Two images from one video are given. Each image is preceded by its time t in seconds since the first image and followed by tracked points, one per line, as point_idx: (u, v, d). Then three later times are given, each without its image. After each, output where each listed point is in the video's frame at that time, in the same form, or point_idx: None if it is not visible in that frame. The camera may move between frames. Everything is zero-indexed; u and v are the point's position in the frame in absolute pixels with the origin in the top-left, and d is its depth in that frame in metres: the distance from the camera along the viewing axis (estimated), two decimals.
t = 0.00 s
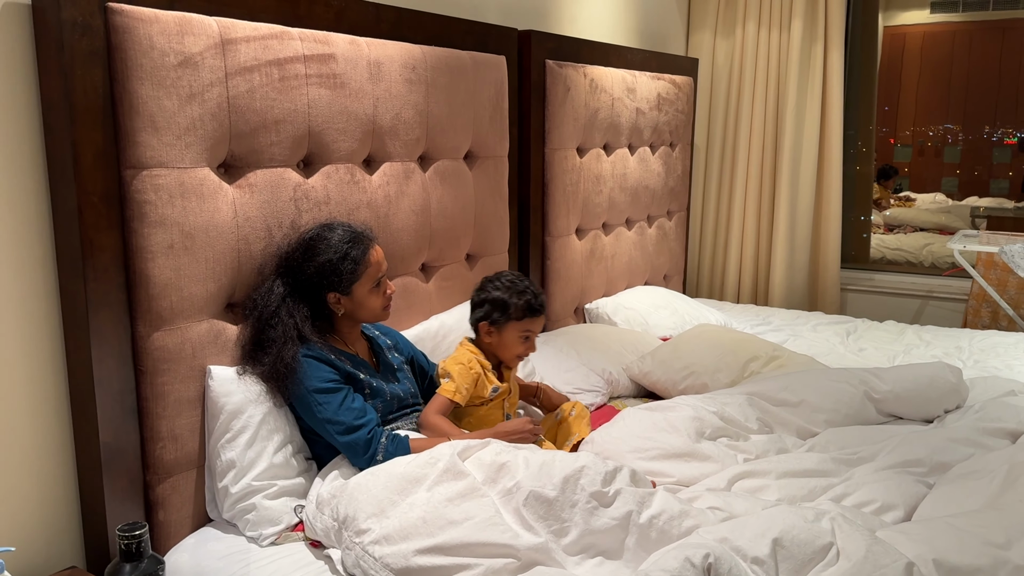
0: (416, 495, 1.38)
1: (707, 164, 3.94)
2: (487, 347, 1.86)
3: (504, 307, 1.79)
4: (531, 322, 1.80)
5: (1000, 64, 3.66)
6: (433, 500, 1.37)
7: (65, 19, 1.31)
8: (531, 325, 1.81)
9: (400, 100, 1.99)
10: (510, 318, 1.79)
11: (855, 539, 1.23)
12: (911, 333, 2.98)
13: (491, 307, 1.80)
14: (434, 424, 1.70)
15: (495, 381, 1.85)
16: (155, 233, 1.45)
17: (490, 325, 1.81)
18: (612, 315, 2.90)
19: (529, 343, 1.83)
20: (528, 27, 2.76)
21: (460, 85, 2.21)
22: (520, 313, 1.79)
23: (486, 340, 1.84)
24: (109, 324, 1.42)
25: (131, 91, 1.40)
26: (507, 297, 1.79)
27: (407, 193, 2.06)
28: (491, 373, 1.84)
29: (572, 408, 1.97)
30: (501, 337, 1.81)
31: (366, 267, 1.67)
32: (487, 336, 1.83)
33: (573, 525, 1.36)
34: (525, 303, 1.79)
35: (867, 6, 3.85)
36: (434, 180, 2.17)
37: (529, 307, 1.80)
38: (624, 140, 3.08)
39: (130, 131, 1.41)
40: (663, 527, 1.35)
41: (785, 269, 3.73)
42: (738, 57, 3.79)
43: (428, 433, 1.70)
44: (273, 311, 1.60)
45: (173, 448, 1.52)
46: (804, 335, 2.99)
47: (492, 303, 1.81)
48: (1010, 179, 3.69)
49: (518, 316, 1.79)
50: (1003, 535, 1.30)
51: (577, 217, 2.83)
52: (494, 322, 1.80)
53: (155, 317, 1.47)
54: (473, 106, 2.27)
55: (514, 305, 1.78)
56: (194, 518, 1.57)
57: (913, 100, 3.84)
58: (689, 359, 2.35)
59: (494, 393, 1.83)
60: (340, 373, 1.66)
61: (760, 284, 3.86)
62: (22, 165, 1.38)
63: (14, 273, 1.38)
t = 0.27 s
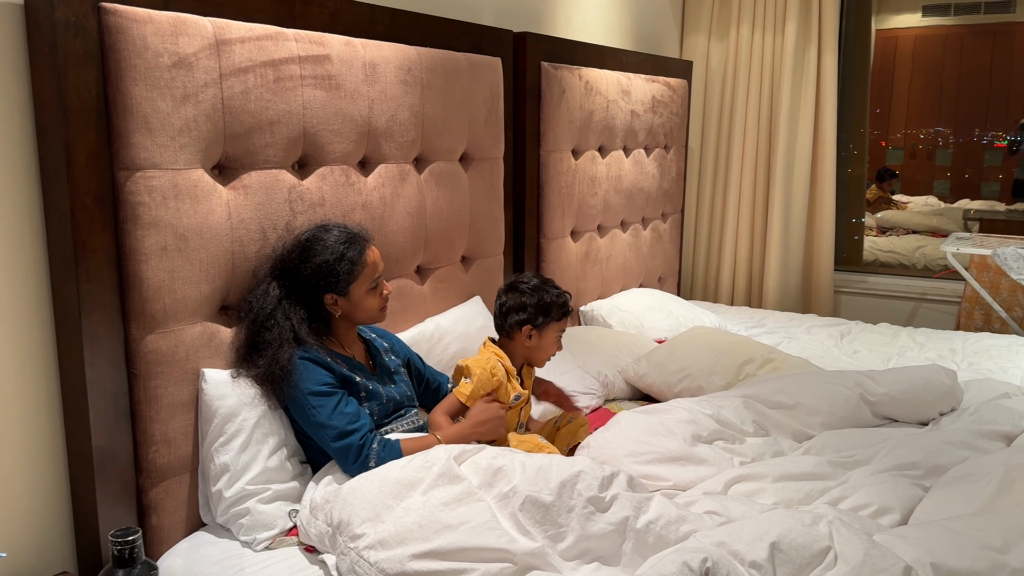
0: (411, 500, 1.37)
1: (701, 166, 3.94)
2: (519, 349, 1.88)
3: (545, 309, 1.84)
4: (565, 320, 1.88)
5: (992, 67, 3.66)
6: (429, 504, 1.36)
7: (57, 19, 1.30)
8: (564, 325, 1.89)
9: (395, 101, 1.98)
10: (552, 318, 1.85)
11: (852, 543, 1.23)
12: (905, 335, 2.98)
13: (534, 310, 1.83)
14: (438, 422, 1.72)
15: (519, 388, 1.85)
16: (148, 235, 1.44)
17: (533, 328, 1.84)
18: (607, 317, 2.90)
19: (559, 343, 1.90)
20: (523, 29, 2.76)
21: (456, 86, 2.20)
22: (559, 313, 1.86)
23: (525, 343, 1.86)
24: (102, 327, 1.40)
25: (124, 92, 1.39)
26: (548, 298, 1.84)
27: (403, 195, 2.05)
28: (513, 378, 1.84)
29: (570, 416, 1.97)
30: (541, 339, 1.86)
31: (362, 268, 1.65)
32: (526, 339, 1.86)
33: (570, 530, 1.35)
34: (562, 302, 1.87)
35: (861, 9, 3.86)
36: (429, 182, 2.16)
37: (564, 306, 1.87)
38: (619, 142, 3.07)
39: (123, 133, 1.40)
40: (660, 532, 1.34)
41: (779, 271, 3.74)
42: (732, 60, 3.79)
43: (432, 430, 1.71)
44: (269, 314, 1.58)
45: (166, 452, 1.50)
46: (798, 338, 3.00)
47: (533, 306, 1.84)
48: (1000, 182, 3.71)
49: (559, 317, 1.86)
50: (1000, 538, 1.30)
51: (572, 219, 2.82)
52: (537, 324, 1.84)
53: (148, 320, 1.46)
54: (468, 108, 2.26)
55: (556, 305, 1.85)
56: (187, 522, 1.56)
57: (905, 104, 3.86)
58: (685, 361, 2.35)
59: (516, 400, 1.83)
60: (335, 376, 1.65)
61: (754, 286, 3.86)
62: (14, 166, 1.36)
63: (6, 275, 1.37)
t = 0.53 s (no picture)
0: (409, 506, 1.36)
1: (698, 169, 3.94)
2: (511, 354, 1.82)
3: (535, 313, 1.80)
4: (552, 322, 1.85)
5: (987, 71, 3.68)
6: (427, 511, 1.35)
7: (54, 20, 1.29)
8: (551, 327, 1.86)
9: (393, 103, 1.97)
10: (542, 321, 1.81)
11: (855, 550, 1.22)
12: (903, 339, 2.98)
13: (525, 314, 1.79)
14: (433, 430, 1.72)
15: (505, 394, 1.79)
16: (145, 238, 1.42)
17: (524, 333, 1.80)
18: (604, 320, 2.89)
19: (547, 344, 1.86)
20: (521, 31, 2.75)
21: (454, 88, 2.19)
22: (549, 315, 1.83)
23: (516, 348, 1.81)
24: (97, 331, 1.39)
25: (121, 93, 1.37)
26: (538, 302, 1.81)
27: (401, 198, 2.04)
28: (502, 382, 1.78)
29: (566, 417, 1.95)
30: (532, 343, 1.81)
31: (361, 273, 1.65)
32: (517, 344, 1.81)
33: (569, 538, 1.34)
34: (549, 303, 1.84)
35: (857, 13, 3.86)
36: (427, 185, 2.15)
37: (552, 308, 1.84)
38: (617, 145, 3.07)
39: (120, 135, 1.38)
40: (661, 539, 1.34)
41: (776, 275, 3.73)
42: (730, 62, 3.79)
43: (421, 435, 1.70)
44: (267, 318, 1.58)
45: (162, 457, 1.49)
46: (796, 341, 2.99)
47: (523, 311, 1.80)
48: (995, 185, 3.71)
49: (548, 319, 1.83)
50: (1003, 546, 1.29)
51: (570, 222, 2.81)
52: (529, 329, 1.80)
53: (144, 324, 1.44)
54: (466, 110, 2.25)
55: (545, 308, 1.82)
56: (183, 527, 1.55)
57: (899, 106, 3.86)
58: (683, 365, 2.34)
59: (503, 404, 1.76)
60: (333, 382, 1.64)
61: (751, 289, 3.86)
62: (9, 168, 1.35)
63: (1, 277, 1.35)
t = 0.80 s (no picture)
0: (415, 510, 1.36)
1: (698, 171, 3.94)
2: (492, 355, 1.82)
3: (513, 310, 1.78)
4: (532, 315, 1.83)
5: (984, 74, 3.68)
6: (433, 515, 1.34)
7: (59, 19, 1.28)
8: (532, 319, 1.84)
9: (397, 105, 1.97)
10: (522, 318, 1.79)
11: (864, 555, 1.22)
12: (904, 342, 2.98)
13: (502, 315, 1.77)
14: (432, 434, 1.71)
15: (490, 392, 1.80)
16: (150, 239, 1.41)
17: (503, 333, 1.78)
18: (606, 322, 2.88)
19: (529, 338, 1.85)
20: (524, 33, 2.74)
21: (458, 90, 2.18)
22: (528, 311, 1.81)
23: (497, 349, 1.80)
24: (101, 332, 1.38)
25: (126, 93, 1.36)
26: (514, 300, 1.79)
27: (404, 200, 2.03)
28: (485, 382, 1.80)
29: (564, 414, 1.94)
30: (513, 342, 1.80)
31: (364, 277, 1.64)
32: (498, 345, 1.80)
33: (576, 542, 1.32)
34: (526, 297, 1.82)
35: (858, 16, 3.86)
36: (430, 186, 2.14)
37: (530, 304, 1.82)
38: (619, 147, 3.06)
39: (125, 134, 1.37)
40: (668, 544, 1.33)
41: (776, 278, 3.73)
42: (730, 65, 3.78)
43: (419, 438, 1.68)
44: (271, 321, 1.57)
45: (165, 459, 1.48)
46: (798, 344, 2.99)
47: (500, 311, 1.78)
48: (992, 189, 3.70)
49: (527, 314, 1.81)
50: (1011, 550, 1.29)
51: (571, 224, 2.81)
52: (508, 328, 1.78)
53: (148, 325, 1.43)
54: (470, 111, 2.25)
55: (523, 304, 1.79)
56: (186, 530, 1.54)
57: (897, 110, 3.86)
58: (686, 368, 2.33)
59: (487, 404, 1.78)
60: (337, 385, 1.62)
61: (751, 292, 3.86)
62: (13, 168, 1.34)
63: (4, 278, 1.35)
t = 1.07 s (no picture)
0: (422, 515, 1.35)
1: (700, 174, 3.94)
2: (467, 361, 1.80)
3: (483, 319, 1.74)
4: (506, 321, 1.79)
5: (982, 78, 3.68)
6: (440, 520, 1.34)
7: (68, 19, 1.27)
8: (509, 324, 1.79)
9: (403, 107, 1.96)
10: (494, 327, 1.75)
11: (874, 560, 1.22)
12: (905, 346, 2.98)
13: (470, 324, 1.74)
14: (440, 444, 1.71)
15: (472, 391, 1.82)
16: (157, 241, 1.41)
17: (474, 342, 1.75)
18: (608, 325, 2.88)
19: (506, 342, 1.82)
20: (528, 36, 2.74)
21: (463, 92, 2.18)
22: (499, 319, 1.76)
23: (470, 357, 1.78)
24: (108, 334, 1.38)
25: (135, 94, 1.36)
26: (484, 308, 1.74)
27: (410, 202, 2.03)
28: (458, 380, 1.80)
29: (561, 408, 1.91)
30: (486, 350, 1.77)
31: (374, 281, 1.63)
32: (470, 353, 1.77)
33: (583, 548, 1.32)
34: (499, 304, 1.77)
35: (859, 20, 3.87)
36: (435, 189, 2.14)
37: (504, 312, 1.77)
38: (621, 150, 3.06)
39: (134, 136, 1.37)
40: (677, 550, 1.33)
41: (777, 281, 3.74)
42: (732, 68, 3.79)
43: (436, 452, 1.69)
44: (284, 319, 1.57)
45: (172, 461, 1.48)
46: (800, 348, 2.99)
47: (469, 320, 1.74)
48: (988, 194, 3.71)
49: (500, 322, 1.76)
50: (1019, 556, 1.29)
51: (574, 226, 2.81)
52: (477, 338, 1.74)
53: (156, 327, 1.43)
54: (475, 114, 2.25)
55: (494, 312, 1.75)
56: (192, 533, 1.53)
57: (896, 115, 3.86)
58: (690, 371, 2.33)
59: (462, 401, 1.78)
60: (350, 386, 1.62)
61: (752, 295, 3.86)
62: (21, 169, 1.34)
63: (12, 279, 1.34)
